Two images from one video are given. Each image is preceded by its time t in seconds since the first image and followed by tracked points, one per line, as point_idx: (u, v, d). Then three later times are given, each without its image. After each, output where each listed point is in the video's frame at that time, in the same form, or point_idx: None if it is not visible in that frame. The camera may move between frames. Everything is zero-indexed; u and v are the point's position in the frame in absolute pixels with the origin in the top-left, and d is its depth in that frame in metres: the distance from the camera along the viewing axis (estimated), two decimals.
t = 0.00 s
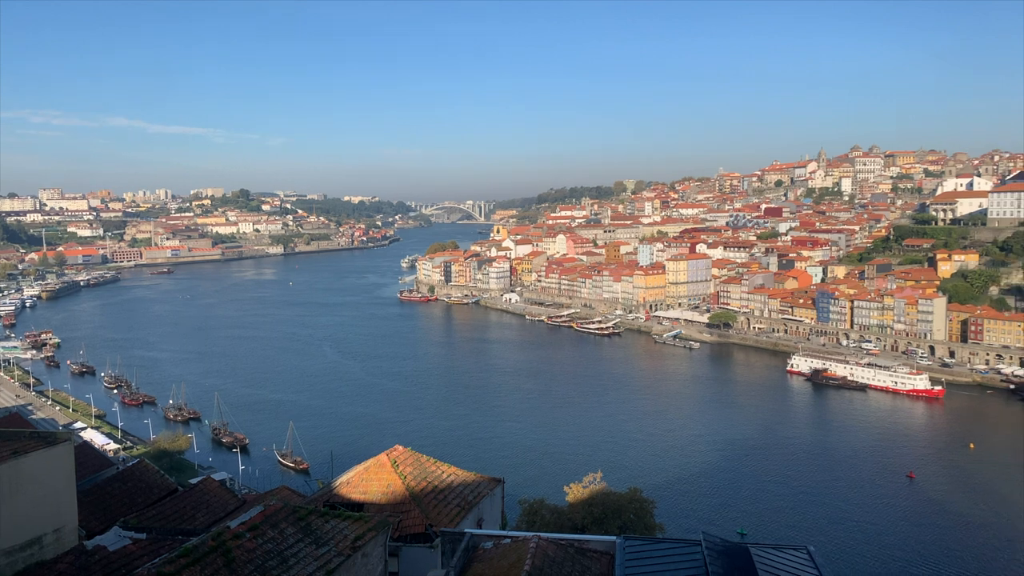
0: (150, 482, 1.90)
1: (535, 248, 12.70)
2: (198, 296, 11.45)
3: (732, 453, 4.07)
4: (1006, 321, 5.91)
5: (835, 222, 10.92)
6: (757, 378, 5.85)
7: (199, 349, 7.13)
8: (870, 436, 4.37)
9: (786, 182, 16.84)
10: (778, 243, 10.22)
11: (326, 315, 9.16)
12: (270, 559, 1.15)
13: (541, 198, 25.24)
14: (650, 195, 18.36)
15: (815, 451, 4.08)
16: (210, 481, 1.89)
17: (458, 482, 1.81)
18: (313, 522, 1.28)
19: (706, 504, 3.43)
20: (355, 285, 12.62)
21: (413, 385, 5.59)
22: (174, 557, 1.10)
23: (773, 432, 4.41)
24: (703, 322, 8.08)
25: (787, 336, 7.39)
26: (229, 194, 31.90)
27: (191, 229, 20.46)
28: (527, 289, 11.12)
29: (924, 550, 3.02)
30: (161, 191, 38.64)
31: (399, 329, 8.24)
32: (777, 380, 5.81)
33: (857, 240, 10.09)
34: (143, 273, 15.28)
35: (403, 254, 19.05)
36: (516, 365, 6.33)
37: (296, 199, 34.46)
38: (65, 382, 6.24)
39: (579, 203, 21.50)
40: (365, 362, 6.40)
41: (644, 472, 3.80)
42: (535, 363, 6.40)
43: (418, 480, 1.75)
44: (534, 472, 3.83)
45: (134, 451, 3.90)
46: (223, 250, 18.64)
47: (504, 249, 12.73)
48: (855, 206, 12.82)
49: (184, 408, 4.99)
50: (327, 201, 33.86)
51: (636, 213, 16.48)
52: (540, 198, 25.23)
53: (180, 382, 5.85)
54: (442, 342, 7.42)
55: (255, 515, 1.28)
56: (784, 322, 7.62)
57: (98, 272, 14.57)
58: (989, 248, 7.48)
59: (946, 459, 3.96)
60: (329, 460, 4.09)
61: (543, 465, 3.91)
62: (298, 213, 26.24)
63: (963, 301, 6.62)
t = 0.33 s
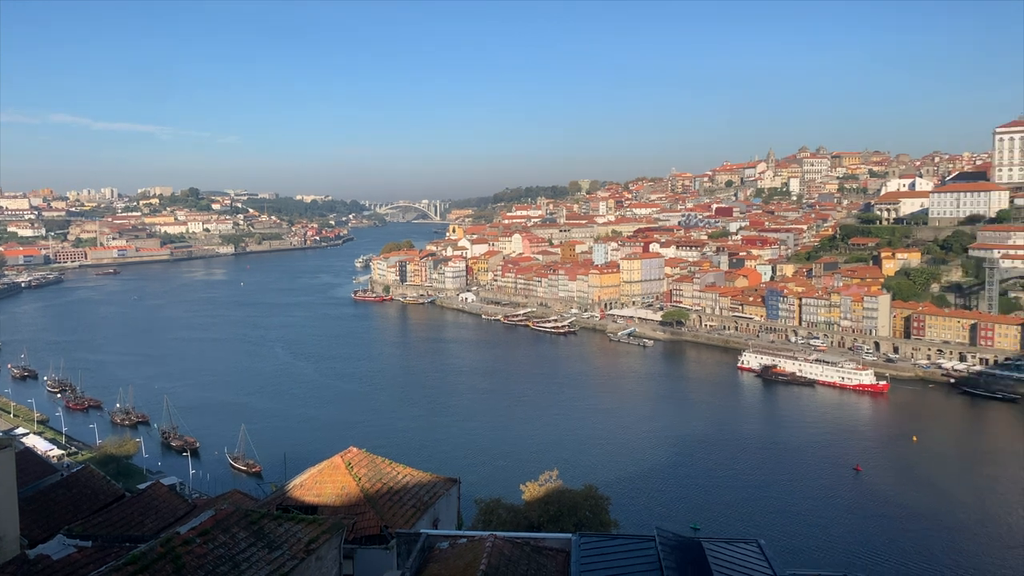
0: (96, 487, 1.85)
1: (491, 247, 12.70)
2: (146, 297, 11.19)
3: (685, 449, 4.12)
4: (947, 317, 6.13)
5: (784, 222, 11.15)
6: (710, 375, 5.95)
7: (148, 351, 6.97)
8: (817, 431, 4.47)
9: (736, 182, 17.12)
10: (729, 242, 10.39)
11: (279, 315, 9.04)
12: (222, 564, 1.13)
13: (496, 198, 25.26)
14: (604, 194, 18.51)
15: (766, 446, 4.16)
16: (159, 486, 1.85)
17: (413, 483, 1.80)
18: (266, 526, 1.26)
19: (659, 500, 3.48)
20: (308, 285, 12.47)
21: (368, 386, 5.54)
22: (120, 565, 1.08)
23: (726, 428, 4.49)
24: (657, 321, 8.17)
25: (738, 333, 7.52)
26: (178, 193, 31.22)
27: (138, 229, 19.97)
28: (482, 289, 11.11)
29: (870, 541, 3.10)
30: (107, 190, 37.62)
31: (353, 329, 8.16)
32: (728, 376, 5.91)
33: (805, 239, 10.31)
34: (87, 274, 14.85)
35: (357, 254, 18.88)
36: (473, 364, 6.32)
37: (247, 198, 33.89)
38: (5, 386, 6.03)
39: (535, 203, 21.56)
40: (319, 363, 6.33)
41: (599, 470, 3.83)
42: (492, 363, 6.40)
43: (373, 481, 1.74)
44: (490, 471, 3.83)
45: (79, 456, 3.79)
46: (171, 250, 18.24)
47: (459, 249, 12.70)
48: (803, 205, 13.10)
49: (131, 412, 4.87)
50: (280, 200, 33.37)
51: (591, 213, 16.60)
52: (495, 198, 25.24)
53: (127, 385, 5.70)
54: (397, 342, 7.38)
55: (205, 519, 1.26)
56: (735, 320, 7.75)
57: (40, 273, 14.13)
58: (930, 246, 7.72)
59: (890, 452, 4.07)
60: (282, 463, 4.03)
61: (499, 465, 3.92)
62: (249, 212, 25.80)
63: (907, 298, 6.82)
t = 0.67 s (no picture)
0: (39, 495, 1.79)
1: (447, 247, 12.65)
2: (92, 298, 10.90)
3: (640, 446, 4.17)
4: (892, 314, 6.32)
5: (736, 221, 11.35)
6: (663, 372, 6.02)
7: (93, 354, 6.79)
8: (767, 426, 4.56)
9: (689, 182, 17.36)
10: (682, 242, 10.53)
11: (231, 316, 8.89)
12: (171, 571, 1.11)
13: (452, 197, 25.21)
14: (559, 194, 18.60)
15: (718, 442, 4.23)
16: (106, 492, 1.80)
17: (368, 485, 1.79)
18: (217, 531, 1.24)
19: (614, 497, 3.51)
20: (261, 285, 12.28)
21: (322, 387, 5.47)
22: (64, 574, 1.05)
23: (679, 425, 4.55)
24: (612, 319, 8.25)
25: (691, 331, 7.62)
26: (125, 191, 30.45)
27: (83, 228, 19.43)
28: (439, 288, 11.07)
29: (818, 533, 3.18)
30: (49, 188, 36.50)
31: (307, 330, 8.07)
32: (682, 373, 5.99)
33: (756, 239, 10.50)
34: (29, 275, 14.39)
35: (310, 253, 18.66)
36: (429, 364, 6.30)
37: (197, 197, 33.23)
38: None
39: (491, 203, 21.56)
40: (272, 365, 6.24)
41: (555, 468, 3.85)
42: (448, 363, 6.39)
43: (328, 484, 1.72)
44: (446, 471, 3.82)
45: (21, 463, 3.68)
46: (118, 250, 17.80)
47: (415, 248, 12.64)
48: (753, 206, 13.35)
49: (76, 417, 4.73)
50: (231, 198, 32.79)
51: (547, 212, 16.68)
52: (451, 198, 25.19)
53: (72, 389, 5.55)
54: (352, 343, 7.31)
55: (154, 526, 1.23)
56: (688, 318, 7.86)
57: None
58: (876, 246, 7.94)
59: (838, 446, 4.18)
60: (234, 466, 3.97)
61: (455, 464, 3.91)
62: (200, 212, 25.29)
63: (854, 296, 7.00)
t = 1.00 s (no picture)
0: None
1: (399, 245, 12.57)
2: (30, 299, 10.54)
3: (592, 443, 4.20)
4: (835, 310, 6.49)
5: (685, 220, 11.51)
6: (615, 369, 6.08)
7: (31, 356, 6.56)
8: (716, 421, 4.64)
9: (640, 181, 17.54)
10: (633, 240, 10.64)
11: (176, 316, 8.69)
12: None
13: (403, 195, 25.04)
14: (512, 193, 18.63)
15: (668, 438, 4.29)
16: (45, 498, 1.74)
17: (319, 486, 1.77)
18: (163, 536, 1.21)
19: (568, 493, 3.53)
20: (208, 285, 12.03)
21: (272, 388, 5.39)
22: None
23: (631, 421, 4.60)
24: (565, 317, 8.29)
25: (642, 328, 7.71)
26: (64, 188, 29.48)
27: (20, 227, 18.77)
28: (391, 287, 10.99)
29: (768, 525, 3.25)
30: None
31: (257, 330, 7.94)
32: (633, 370, 6.06)
33: (705, 237, 10.67)
34: None
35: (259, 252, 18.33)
36: (381, 364, 6.26)
37: (141, 194, 32.36)
38: None
39: (443, 201, 21.47)
40: (220, 365, 6.12)
41: (508, 466, 3.86)
42: (400, 362, 6.35)
43: (277, 485, 1.70)
44: (399, 471, 3.80)
45: None
46: (57, 249, 17.23)
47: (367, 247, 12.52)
48: (703, 204, 13.56)
49: (13, 421, 4.57)
50: (177, 196, 32.03)
51: (500, 210, 16.69)
52: (403, 196, 25.02)
53: (8, 393, 5.36)
54: (302, 343, 7.22)
55: (98, 531, 1.20)
56: (639, 315, 7.95)
57: None
58: (820, 245, 8.14)
59: (784, 439, 4.28)
60: (181, 469, 3.88)
61: (408, 464, 3.89)
62: (144, 210, 24.64)
63: (799, 293, 7.17)
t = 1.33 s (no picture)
0: None
1: (345, 242, 12.42)
2: None
3: (540, 438, 4.23)
4: (775, 305, 6.65)
5: (632, 217, 11.64)
6: (563, 365, 6.12)
7: None
8: (662, 415, 4.72)
9: (587, 179, 17.69)
10: (581, 237, 10.72)
11: (113, 315, 8.43)
12: None
13: (350, 191, 24.77)
14: (460, 189, 18.60)
15: (615, 432, 4.34)
16: None
17: (263, 487, 1.74)
18: (100, 541, 1.18)
19: (516, 489, 3.54)
20: (146, 282, 11.70)
21: (214, 388, 5.28)
22: None
23: (579, 416, 4.64)
24: (513, 313, 8.31)
25: (589, 324, 7.78)
26: None
27: None
28: (337, 285, 10.86)
29: (710, 516, 3.31)
30: None
31: (198, 328, 7.76)
32: (580, 366, 6.11)
33: (651, 234, 10.81)
34: None
35: (201, 248, 17.92)
36: (328, 362, 6.19)
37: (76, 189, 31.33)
38: None
39: (390, 196, 21.31)
40: (160, 365, 5.97)
41: (456, 463, 3.86)
42: (347, 360, 6.29)
43: (220, 487, 1.66)
44: (346, 470, 3.76)
45: None
46: None
47: (312, 244, 12.33)
48: (648, 202, 13.74)
49: None
50: (115, 191, 31.10)
51: (448, 206, 16.63)
52: (350, 191, 24.74)
53: None
54: (245, 341, 7.08)
55: (31, 537, 1.16)
56: (587, 311, 8.01)
57: None
58: (761, 241, 8.32)
59: (726, 432, 4.37)
60: (119, 472, 3.78)
61: (356, 464, 3.85)
62: (79, 205, 23.86)
63: (741, 289, 7.32)
